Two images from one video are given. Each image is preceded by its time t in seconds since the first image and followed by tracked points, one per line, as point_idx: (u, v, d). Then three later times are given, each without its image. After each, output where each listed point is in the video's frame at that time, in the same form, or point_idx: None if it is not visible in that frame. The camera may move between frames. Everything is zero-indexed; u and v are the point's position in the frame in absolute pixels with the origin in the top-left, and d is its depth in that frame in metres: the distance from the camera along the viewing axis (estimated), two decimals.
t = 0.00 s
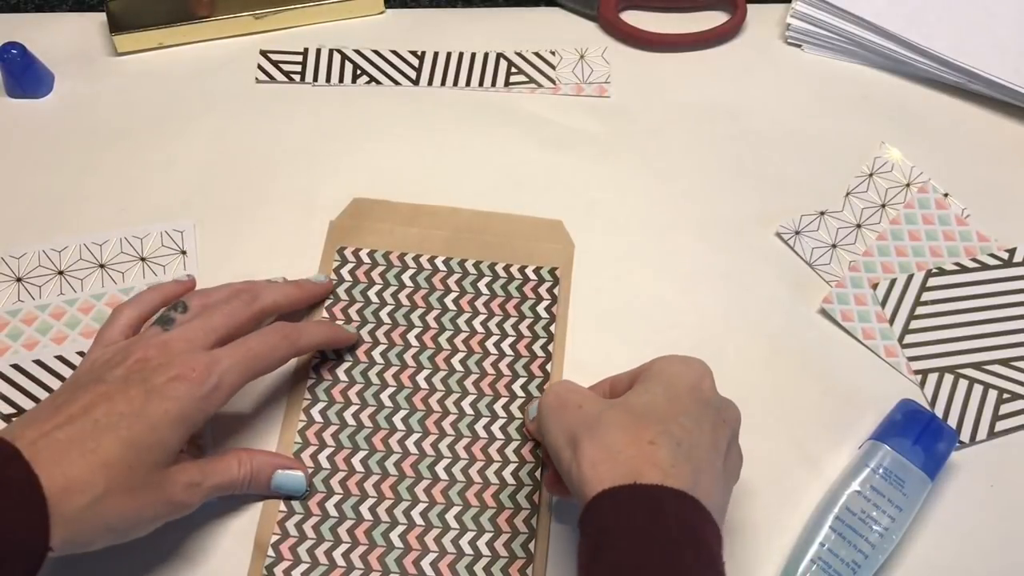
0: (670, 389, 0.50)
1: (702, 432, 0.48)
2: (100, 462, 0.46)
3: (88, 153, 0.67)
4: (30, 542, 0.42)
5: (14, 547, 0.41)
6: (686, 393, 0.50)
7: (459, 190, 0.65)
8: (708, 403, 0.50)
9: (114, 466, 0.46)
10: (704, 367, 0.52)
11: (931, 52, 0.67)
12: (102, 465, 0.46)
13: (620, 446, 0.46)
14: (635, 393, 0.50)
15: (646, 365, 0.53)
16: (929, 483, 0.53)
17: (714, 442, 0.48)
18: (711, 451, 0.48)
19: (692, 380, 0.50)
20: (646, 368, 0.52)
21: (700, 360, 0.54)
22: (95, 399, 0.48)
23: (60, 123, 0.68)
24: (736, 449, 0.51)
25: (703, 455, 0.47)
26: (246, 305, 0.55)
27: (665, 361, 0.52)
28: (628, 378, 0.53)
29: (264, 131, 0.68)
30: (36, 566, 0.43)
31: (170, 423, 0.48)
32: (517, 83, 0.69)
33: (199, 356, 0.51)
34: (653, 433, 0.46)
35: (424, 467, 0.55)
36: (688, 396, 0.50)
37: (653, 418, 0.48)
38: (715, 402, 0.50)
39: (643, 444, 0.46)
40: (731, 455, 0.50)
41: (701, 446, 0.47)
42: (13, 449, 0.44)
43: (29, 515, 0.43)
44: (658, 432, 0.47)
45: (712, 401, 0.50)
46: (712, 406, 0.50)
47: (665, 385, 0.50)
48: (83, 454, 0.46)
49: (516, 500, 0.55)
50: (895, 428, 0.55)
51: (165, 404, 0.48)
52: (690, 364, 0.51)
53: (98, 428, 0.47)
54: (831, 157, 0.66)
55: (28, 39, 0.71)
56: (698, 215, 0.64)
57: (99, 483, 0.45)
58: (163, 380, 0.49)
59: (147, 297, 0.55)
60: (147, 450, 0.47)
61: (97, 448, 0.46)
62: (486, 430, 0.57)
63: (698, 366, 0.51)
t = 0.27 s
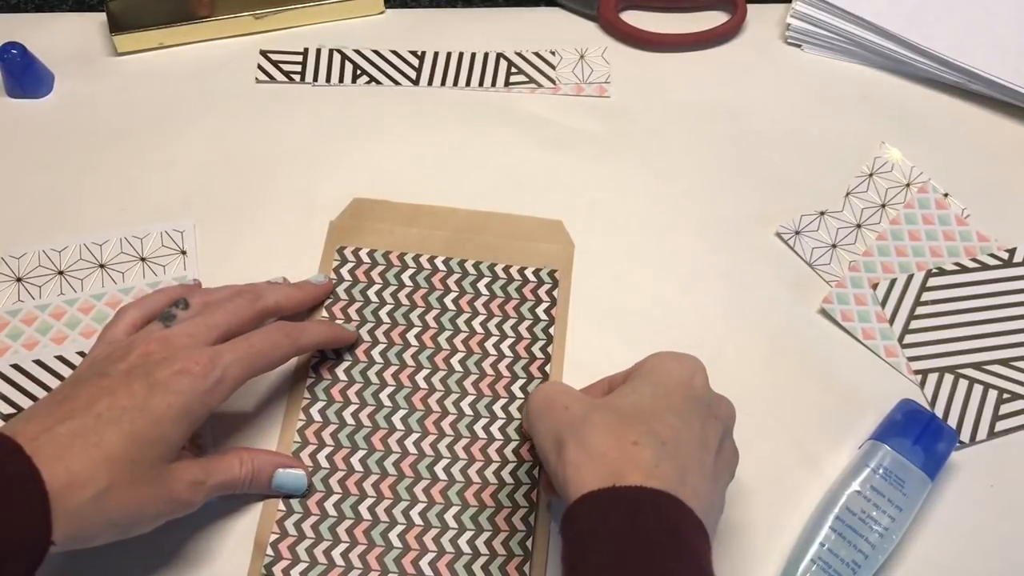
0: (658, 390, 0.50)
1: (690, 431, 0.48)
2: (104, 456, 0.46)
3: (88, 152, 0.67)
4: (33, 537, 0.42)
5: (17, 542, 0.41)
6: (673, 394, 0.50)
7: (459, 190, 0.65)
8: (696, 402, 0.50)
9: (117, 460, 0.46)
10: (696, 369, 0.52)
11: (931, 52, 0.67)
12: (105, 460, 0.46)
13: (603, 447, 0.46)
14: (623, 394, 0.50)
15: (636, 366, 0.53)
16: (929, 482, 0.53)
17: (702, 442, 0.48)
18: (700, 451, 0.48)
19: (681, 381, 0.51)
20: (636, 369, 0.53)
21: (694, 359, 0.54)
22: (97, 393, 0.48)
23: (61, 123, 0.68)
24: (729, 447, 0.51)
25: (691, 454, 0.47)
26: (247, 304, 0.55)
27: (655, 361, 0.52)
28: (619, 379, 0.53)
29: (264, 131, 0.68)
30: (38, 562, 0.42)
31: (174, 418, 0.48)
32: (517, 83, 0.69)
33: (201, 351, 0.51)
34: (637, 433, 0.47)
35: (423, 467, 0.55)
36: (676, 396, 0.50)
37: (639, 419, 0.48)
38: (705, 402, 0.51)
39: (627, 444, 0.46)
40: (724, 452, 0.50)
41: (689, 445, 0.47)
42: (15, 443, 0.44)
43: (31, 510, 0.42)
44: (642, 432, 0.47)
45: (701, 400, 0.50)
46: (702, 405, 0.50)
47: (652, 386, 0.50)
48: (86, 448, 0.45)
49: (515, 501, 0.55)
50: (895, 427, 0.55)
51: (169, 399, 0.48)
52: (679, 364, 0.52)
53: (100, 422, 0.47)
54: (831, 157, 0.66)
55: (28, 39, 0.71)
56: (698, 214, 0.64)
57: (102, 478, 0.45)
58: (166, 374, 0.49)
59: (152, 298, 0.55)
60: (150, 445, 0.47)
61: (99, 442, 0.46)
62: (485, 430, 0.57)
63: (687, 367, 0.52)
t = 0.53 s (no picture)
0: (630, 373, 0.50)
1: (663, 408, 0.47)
2: (108, 456, 0.46)
3: (88, 152, 0.67)
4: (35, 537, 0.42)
5: (19, 543, 0.41)
6: (646, 376, 0.49)
7: (459, 190, 0.65)
8: (669, 378, 0.49)
9: (122, 459, 0.46)
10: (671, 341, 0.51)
11: (931, 52, 0.67)
12: (110, 459, 0.46)
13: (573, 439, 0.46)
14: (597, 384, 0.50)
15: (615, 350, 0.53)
16: (929, 482, 0.53)
17: (678, 414, 0.47)
18: (675, 426, 0.46)
19: (655, 359, 0.50)
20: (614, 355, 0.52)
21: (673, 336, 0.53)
22: (102, 393, 0.48)
23: (61, 123, 0.68)
24: (718, 417, 0.50)
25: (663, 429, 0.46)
26: (250, 304, 0.55)
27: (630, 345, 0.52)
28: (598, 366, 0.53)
29: (264, 131, 0.68)
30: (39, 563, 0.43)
31: (179, 418, 0.48)
32: (517, 84, 0.69)
33: (206, 351, 0.51)
34: (606, 419, 0.46)
35: (423, 467, 0.55)
36: (649, 376, 0.49)
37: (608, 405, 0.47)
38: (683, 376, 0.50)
39: (593, 432, 0.45)
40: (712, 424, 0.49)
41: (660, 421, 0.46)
42: (18, 443, 0.44)
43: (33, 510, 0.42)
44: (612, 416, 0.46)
45: (678, 375, 0.49)
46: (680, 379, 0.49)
47: (624, 372, 0.50)
48: (91, 448, 0.46)
49: (515, 501, 0.54)
50: (895, 428, 0.55)
51: (174, 398, 0.49)
52: (652, 343, 0.51)
53: (105, 422, 0.47)
54: (831, 157, 0.66)
55: (28, 39, 0.71)
56: (698, 214, 0.64)
57: (107, 477, 0.45)
58: (171, 374, 0.49)
59: (156, 299, 0.55)
60: (155, 445, 0.47)
61: (104, 441, 0.46)
62: (485, 430, 0.57)
63: (661, 343, 0.51)
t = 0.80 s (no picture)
0: (597, 391, 0.44)
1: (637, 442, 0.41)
2: (109, 457, 0.46)
3: (88, 152, 0.67)
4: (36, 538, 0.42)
5: (20, 544, 0.42)
6: (613, 392, 0.44)
7: (459, 191, 0.65)
8: (640, 392, 0.44)
9: (123, 461, 0.46)
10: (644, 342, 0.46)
11: (931, 52, 0.67)
12: (111, 460, 0.46)
13: (543, 492, 0.41)
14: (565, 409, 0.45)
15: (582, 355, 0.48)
16: (929, 482, 0.53)
17: (654, 439, 0.42)
18: (653, 456, 0.41)
19: (623, 364, 0.45)
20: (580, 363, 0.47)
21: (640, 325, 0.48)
22: (103, 394, 0.48)
23: (60, 123, 0.68)
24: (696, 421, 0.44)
25: (639, 458, 0.41)
26: (251, 304, 0.55)
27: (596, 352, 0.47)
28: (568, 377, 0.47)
29: (264, 130, 0.68)
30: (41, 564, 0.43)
31: (180, 419, 0.49)
32: (517, 84, 0.69)
33: (206, 353, 0.51)
34: (574, 462, 0.41)
35: (423, 466, 0.55)
36: (616, 392, 0.44)
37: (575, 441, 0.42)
38: (654, 382, 0.44)
39: (559, 486, 0.40)
40: (694, 437, 0.44)
41: (636, 453, 0.41)
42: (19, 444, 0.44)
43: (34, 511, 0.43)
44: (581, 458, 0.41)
45: (647, 385, 0.44)
46: (650, 388, 0.44)
47: (588, 388, 0.44)
48: (92, 449, 0.46)
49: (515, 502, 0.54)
50: (895, 427, 0.55)
51: (176, 400, 0.49)
52: (619, 347, 0.46)
53: (105, 423, 0.47)
54: (831, 157, 0.66)
55: (28, 39, 0.71)
56: (698, 214, 0.64)
57: (108, 479, 0.45)
58: (172, 375, 0.49)
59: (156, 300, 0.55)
60: (156, 446, 0.47)
61: (105, 443, 0.46)
62: (485, 430, 0.57)
63: (628, 345, 0.46)
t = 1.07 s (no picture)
0: (584, 503, 0.45)
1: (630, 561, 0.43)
2: (110, 456, 0.46)
3: (88, 153, 0.67)
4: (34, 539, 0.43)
5: (18, 545, 0.42)
6: (599, 498, 0.45)
7: (459, 190, 0.65)
8: (626, 505, 0.45)
9: (124, 460, 0.46)
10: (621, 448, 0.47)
11: (931, 52, 0.67)
12: (112, 459, 0.46)
13: None
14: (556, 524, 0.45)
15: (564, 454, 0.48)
16: (929, 482, 0.53)
17: (643, 557, 0.43)
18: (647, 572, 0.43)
19: (605, 473, 0.46)
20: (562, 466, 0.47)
21: (613, 423, 0.48)
22: (103, 394, 0.48)
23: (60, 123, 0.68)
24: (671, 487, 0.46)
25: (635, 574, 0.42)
26: (251, 303, 0.55)
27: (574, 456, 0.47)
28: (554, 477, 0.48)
29: (264, 130, 0.68)
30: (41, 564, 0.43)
31: (180, 419, 0.49)
32: (517, 83, 0.69)
33: (207, 352, 0.51)
34: None
35: (423, 466, 0.55)
36: (602, 503, 0.45)
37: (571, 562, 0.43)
38: (636, 488, 0.45)
39: None
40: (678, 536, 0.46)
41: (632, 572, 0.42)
42: (20, 445, 0.45)
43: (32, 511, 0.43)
44: None
45: (631, 492, 0.45)
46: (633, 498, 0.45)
47: (572, 508, 0.45)
48: (93, 448, 0.46)
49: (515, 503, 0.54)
50: (895, 427, 0.55)
51: (177, 399, 0.49)
52: (597, 458, 0.46)
53: (106, 423, 0.47)
54: (832, 157, 0.66)
55: (28, 39, 0.71)
56: (698, 214, 0.64)
57: (108, 478, 0.45)
58: (173, 375, 0.49)
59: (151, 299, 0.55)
60: (157, 446, 0.47)
61: (106, 442, 0.46)
62: (485, 430, 0.57)
63: (605, 455, 0.46)
